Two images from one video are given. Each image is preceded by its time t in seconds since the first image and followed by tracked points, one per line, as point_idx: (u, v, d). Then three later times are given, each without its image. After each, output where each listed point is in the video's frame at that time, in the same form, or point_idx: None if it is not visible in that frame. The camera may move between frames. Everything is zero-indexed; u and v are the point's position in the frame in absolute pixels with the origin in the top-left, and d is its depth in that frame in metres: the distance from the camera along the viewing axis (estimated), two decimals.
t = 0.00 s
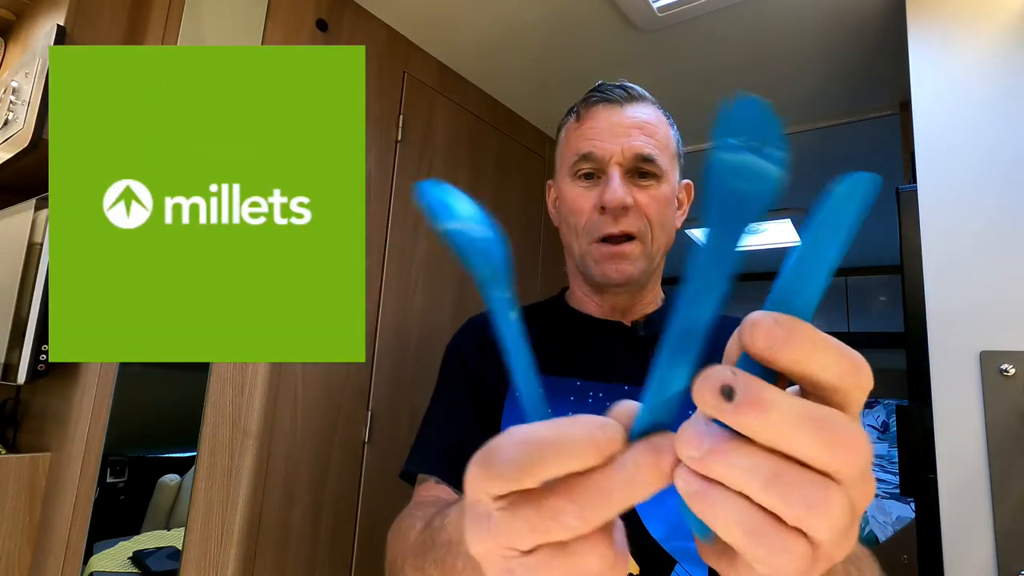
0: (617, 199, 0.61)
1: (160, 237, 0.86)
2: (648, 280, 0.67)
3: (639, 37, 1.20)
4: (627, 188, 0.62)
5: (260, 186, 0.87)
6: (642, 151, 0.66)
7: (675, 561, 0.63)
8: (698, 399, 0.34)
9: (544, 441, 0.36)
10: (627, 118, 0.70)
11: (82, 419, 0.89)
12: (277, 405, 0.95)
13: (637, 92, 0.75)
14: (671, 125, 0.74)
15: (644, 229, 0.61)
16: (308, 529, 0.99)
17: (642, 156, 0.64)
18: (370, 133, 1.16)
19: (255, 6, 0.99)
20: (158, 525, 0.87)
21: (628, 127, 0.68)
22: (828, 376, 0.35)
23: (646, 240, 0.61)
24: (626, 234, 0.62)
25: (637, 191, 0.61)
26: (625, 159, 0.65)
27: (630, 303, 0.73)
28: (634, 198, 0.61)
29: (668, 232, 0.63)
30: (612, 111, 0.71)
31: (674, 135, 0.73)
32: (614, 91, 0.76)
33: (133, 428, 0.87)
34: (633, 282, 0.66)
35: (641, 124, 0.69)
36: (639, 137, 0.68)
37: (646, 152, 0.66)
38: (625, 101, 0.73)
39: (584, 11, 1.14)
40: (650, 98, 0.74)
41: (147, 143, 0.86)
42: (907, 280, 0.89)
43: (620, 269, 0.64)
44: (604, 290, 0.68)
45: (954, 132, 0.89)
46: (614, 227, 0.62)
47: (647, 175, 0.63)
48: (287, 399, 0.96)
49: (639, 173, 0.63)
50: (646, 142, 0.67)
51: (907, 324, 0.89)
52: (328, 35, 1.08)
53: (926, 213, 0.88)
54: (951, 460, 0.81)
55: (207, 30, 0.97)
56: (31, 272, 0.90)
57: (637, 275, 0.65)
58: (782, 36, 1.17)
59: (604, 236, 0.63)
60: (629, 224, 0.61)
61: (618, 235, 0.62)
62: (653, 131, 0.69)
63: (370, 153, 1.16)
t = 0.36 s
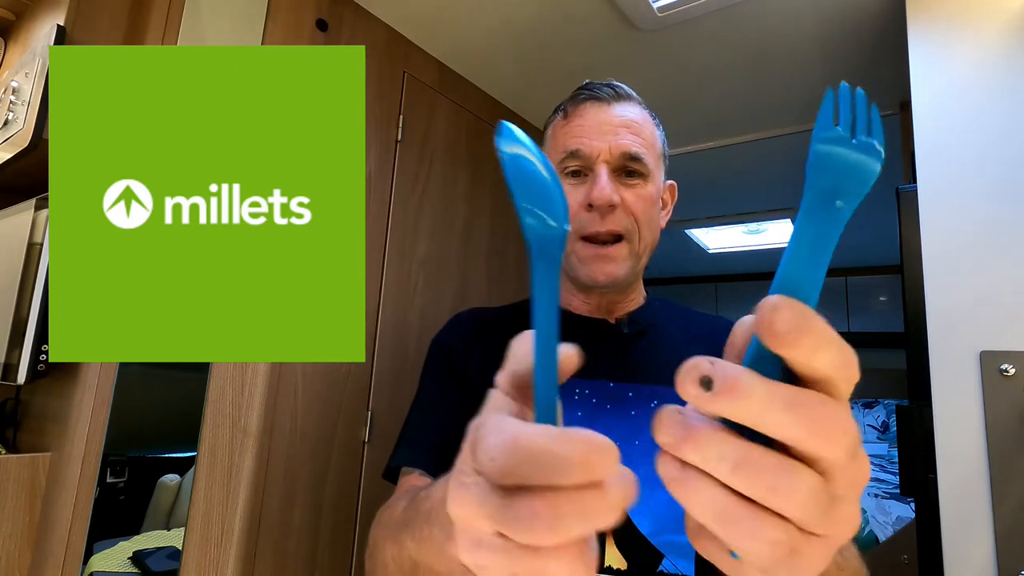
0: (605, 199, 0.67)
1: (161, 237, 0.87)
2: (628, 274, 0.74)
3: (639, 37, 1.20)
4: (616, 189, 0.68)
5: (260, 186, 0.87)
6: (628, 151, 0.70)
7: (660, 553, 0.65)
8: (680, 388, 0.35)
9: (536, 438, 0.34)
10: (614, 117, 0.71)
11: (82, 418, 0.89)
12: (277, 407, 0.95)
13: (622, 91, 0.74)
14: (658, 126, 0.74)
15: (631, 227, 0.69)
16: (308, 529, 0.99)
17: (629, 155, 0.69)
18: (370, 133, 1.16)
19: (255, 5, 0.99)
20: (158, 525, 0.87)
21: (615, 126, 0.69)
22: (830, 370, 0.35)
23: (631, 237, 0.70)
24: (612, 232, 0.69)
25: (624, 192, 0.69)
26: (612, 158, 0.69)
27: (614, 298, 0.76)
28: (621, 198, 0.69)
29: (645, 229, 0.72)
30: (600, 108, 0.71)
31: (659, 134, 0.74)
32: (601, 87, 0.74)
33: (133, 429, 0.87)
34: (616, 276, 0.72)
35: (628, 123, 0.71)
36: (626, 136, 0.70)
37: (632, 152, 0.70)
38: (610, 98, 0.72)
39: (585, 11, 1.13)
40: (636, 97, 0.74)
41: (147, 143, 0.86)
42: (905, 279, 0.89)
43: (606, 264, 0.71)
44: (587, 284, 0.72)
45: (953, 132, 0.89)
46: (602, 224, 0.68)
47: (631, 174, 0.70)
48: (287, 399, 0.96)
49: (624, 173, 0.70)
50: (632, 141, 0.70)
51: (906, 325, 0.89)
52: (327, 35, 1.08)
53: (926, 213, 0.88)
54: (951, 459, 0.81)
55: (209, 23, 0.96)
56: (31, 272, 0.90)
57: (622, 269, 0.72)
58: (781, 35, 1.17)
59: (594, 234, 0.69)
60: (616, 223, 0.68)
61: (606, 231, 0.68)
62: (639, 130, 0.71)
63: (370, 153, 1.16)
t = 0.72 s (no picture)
0: (594, 205, 0.68)
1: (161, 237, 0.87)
2: (622, 276, 0.74)
3: (639, 37, 1.20)
4: (605, 194, 0.69)
5: (260, 186, 0.87)
6: (619, 155, 0.70)
7: (654, 554, 0.65)
8: (688, 387, 0.32)
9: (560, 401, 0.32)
10: (605, 121, 0.70)
11: (82, 418, 0.87)
12: (277, 407, 0.94)
13: (613, 94, 0.74)
14: (649, 129, 0.75)
15: (620, 230, 0.71)
16: (307, 529, 0.99)
17: (620, 160, 0.70)
18: (370, 132, 1.15)
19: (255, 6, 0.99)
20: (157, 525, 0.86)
21: (607, 131, 0.69)
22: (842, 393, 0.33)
23: (621, 240, 0.71)
24: (602, 236, 0.70)
25: (613, 197, 0.70)
26: (603, 163, 0.69)
27: (604, 300, 0.76)
28: (611, 203, 0.70)
29: (637, 232, 0.73)
30: (591, 113, 0.71)
31: (651, 137, 0.75)
32: (592, 92, 0.74)
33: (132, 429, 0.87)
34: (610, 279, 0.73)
35: (619, 128, 0.70)
36: (617, 141, 0.70)
37: (623, 157, 0.70)
38: (602, 103, 0.72)
39: (584, 11, 1.13)
40: (627, 100, 0.74)
41: (148, 143, 0.86)
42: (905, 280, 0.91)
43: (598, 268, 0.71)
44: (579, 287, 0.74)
45: (953, 132, 0.89)
46: (592, 229, 0.69)
47: (622, 179, 0.71)
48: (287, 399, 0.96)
49: (615, 178, 0.70)
50: (622, 146, 0.70)
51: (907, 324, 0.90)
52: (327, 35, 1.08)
53: (927, 214, 0.88)
54: (952, 460, 0.81)
55: (209, 23, 0.96)
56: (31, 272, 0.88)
57: (615, 273, 0.72)
58: (782, 36, 1.17)
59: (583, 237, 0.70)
60: (607, 227, 0.70)
61: (596, 236, 0.69)
62: (630, 135, 0.71)
63: (370, 152, 1.16)
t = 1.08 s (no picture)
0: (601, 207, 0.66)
1: (160, 237, 0.87)
2: (628, 280, 0.73)
3: (639, 37, 1.20)
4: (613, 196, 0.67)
5: (260, 186, 0.88)
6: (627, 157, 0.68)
7: (656, 555, 0.64)
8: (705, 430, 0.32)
9: (552, 373, 0.32)
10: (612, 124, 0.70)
11: (83, 419, 0.87)
12: (277, 408, 0.94)
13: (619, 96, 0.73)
14: (654, 131, 0.74)
15: (627, 233, 0.69)
16: (307, 530, 0.99)
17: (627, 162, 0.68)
18: (370, 132, 1.15)
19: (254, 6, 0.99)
20: (158, 525, 0.87)
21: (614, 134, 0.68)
22: (868, 407, 0.33)
23: (628, 243, 0.69)
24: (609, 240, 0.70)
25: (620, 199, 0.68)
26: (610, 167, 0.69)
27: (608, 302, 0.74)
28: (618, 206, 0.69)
29: (643, 236, 0.72)
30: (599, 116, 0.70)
31: (655, 139, 0.74)
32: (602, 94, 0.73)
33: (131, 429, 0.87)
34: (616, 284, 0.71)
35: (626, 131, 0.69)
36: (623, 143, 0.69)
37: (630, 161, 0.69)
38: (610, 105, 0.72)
39: (584, 11, 1.13)
40: (635, 104, 0.73)
41: (148, 143, 0.86)
42: (905, 279, 0.91)
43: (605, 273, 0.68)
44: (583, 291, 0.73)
45: (955, 130, 0.89)
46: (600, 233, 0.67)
47: (629, 181, 0.69)
48: (287, 400, 0.95)
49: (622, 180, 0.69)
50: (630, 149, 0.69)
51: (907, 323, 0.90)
52: (326, 36, 1.08)
53: (926, 214, 0.88)
54: (951, 460, 0.81)
55: (208, 23, 0.96)
56: (31, 271, 0.88)
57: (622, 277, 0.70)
58: (782, 36, 1.17)
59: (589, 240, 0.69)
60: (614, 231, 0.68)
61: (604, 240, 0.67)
62: (638, 138, 0.70)
63: (370, 153, 1.16)
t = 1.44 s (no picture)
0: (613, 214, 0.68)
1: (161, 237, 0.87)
2: (636, 284, 0.74)
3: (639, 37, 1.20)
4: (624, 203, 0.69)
5: (260, 186, 0.88)
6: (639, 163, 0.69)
7: (660, 557, 0.65)
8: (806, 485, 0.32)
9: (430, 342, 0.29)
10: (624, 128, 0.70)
11: (81, 418, 0.87)
12: (277, 408, 0.95)
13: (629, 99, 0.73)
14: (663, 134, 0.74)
15: (636, 238, 0.70)
16: (308, 530, 0.99)
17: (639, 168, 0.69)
18: (370, 132, 1.15)
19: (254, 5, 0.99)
20: (158, 525, 0.87)
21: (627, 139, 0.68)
22: (997, 476, 0.27)
23: (638, 249, 0.71)
24: (619, 244, 0.70)
25: (632, 206, 0.69)
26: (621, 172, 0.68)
27: (615, 305, 0.74)
28: (628, 211, 0.69)
29: (652, 240, 0.73)
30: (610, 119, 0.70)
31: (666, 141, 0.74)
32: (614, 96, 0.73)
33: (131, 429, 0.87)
34: (625, 289, 0.72)
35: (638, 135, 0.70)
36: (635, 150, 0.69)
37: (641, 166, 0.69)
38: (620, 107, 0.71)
39: (584, 10, 1.13)
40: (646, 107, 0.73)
41: (148, 143, 0.86)
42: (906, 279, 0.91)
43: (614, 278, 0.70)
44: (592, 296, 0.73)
45: (955, 129, 0.88)
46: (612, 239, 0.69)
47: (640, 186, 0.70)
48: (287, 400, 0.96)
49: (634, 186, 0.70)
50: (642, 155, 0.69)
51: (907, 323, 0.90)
52: (326, 36, 1.08)
53: (926, 214, 0.88)
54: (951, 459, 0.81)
55: (209, 23, 0.96)
56: (31, 271, 0.88)
57: (631, 282, 0.72)
58: (782, 36, 1.17)
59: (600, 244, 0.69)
60: (624, 237, 0.69)
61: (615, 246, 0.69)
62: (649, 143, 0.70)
63: (370, 152, 1.16)
